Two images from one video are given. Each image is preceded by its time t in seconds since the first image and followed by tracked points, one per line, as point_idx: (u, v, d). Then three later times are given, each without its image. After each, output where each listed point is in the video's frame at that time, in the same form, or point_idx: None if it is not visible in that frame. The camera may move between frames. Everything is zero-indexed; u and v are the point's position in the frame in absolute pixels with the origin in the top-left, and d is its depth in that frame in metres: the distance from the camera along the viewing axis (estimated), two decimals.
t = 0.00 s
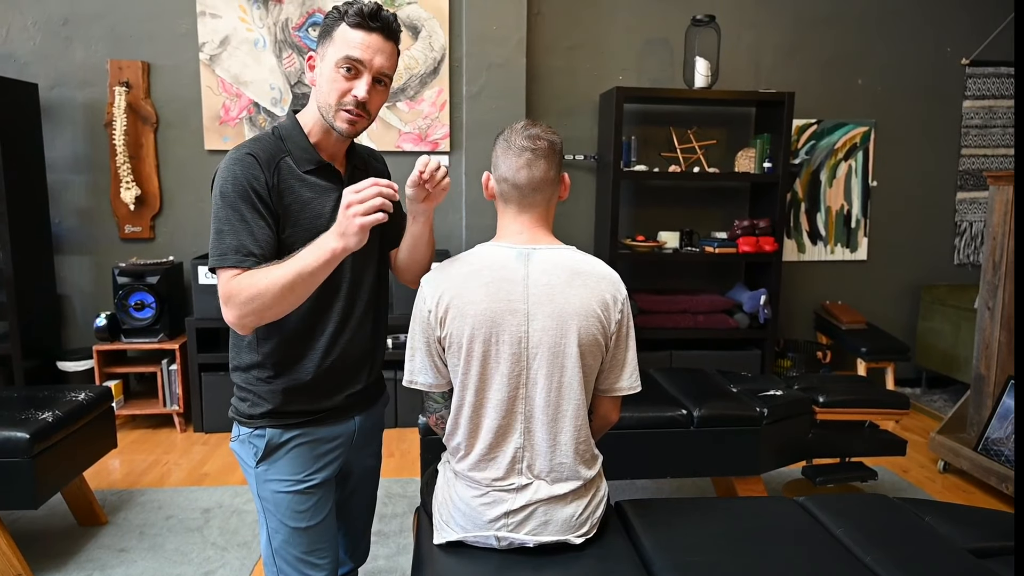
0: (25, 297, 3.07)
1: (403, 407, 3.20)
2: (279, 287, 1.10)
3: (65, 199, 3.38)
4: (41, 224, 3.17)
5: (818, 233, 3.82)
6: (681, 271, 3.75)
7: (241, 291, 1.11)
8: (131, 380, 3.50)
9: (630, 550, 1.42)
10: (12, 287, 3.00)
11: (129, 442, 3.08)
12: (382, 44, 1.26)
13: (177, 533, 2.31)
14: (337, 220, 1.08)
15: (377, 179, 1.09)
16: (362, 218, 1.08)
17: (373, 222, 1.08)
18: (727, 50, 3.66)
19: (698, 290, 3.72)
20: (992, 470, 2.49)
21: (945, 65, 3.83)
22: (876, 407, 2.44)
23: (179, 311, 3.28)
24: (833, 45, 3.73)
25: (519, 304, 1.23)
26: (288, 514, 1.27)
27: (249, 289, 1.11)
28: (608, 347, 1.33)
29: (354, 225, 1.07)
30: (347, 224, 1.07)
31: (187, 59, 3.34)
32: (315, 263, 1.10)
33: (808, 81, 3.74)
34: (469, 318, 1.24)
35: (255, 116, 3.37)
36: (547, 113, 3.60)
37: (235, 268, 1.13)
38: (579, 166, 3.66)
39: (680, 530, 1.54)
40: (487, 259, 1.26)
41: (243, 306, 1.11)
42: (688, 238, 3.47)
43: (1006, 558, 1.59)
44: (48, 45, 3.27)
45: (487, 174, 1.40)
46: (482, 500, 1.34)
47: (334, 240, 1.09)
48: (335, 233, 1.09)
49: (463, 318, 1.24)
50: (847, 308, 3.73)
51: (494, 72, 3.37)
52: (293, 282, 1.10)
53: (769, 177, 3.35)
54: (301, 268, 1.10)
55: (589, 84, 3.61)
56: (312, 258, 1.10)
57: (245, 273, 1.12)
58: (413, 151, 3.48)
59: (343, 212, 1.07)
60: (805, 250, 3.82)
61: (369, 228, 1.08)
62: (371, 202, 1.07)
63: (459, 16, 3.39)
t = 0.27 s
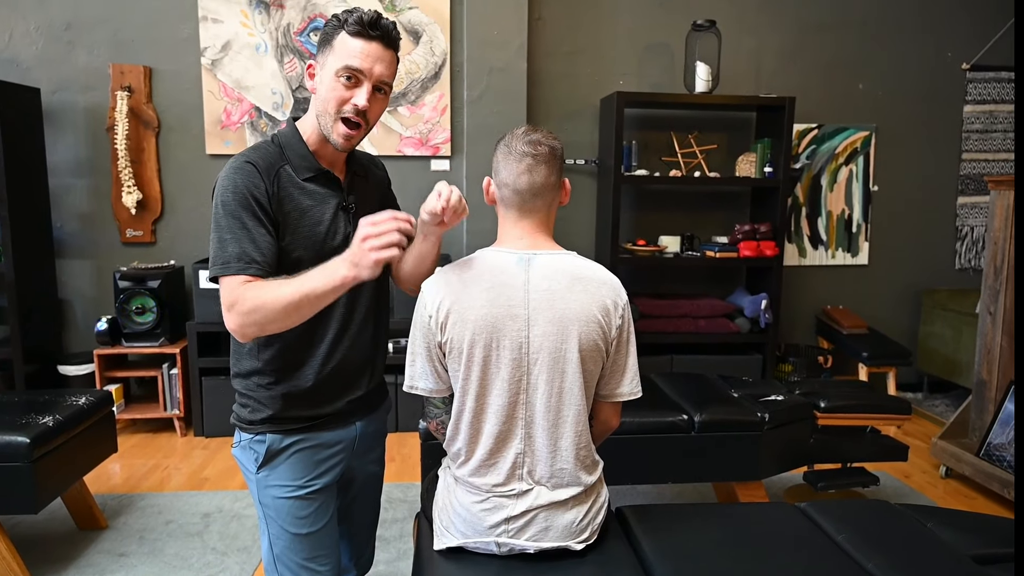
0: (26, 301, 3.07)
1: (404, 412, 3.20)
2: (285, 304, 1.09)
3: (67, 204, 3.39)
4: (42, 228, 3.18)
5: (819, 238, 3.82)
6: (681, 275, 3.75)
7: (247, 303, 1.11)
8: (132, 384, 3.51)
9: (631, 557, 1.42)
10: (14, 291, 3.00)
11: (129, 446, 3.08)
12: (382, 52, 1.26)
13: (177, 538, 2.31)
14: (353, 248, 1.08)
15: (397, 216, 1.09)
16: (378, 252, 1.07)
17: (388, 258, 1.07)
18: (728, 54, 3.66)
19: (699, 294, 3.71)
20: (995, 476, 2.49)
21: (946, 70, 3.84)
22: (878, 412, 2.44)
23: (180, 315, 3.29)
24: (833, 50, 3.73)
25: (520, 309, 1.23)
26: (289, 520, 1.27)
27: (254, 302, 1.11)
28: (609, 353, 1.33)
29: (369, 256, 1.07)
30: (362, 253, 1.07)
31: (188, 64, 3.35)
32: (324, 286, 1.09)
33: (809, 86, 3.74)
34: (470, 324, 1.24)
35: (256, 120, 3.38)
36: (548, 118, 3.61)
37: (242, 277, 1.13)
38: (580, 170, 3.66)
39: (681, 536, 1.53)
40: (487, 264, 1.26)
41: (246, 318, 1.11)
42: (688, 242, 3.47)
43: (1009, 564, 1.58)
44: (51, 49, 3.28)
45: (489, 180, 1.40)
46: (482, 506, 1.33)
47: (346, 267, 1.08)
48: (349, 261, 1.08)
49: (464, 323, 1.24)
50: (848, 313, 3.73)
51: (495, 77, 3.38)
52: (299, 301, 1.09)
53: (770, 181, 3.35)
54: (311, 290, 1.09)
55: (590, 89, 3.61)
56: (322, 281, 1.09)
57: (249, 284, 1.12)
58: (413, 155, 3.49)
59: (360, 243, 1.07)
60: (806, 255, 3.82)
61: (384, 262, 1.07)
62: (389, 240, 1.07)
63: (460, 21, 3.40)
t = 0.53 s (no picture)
0: (29, 304, 3.08)
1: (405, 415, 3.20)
2: (280, 289, 1.09)
3: (70, 207, 3.40)
4: (46, 231, 3.19)
5: (821, 241, 3.81)
6: (684, 278, 3.75)
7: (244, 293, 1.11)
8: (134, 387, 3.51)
9: (633, 560, 1.41)
10: (17, 294, 3.01)
11: (132, 449, 3.08)
12: (377, 44, 1.26)
13: (179, 541, 2.31)
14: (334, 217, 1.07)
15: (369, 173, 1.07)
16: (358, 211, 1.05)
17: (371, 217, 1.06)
18: (730, 57, 3.66)
19: (701, 297, 3.71)
20: (998, 480, 2.48)
21: (950, 73, 3.83)
22: (880, 417, 2.44)
23: (183, 318, 3.29)
24: (836, 52, 3.73)
25: (521, 312, 1.23)
26: (291, 523, 1.27)
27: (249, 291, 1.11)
28: (611, 356, 1.33)
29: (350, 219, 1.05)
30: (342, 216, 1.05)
31: (191, 67, 3.36)
32: (314, 264, 1.08)
33: (811, 89, 3.74)
34: (471, 327, 1.24)
35: (259, 124, 3.39)
36: (550, 122, 3.61)
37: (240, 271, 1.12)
38: (582, 173, 3.66)
39: (682, 540, 1.53)
40: (488, 267, 1.26)
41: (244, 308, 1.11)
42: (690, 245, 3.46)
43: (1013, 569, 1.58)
44: (54, 53, 3.29)
45: (490, 183, 1.40)
46: (483, 509, 1.33)
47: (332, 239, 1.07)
48: (334, 232, 1.07)
49: (465, 326, 1.24)
50: (851, 316, 3.72)
51: (497, 81, 3.39)
52: (293, 284, 1.09)
53: (772, 184, 3.35)
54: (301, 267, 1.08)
55: (592, 92, 3.61)
56: (311, 259, 1.08)
57: (244, 278, 1.12)
58: (415, 158, 3.49)
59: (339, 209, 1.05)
60: (808, 258, 3.81)
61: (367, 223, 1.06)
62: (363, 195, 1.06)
63: (462, 24, 3.40)
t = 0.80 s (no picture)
0: (28, 305, 3.08)
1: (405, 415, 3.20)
2: (280, 303, 1.09)
3: (70, 207, 3.40)
4: (46, 232, 3.19)
5: (822, 242, 3.81)
6: (684, 279, 3.75)
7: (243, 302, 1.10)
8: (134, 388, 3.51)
9: (633, 561, 1.41)
10: (17, 294, 3.01)
11: (131, 449, 3.08)
12: (379, 48, 1.27)
13: (178, 541, 2.31)
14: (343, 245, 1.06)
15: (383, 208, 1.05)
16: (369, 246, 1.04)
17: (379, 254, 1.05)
18: (730, 58, 3.66)
19: (701, 298, 3.71)
20: (998, 480, 2.48)
21: (950, 73, 3.83)
22: (881, 417, 2.44)
23: (183, 319, 3.29)
24: (836, 53, 3.73)
25: (520, 313, 1.23)
26: (291, 524, 1.27)
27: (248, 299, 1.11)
28: (610, 356, 1.33)
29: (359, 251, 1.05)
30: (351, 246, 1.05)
31: (192, 68, 3.36)
32: (316, 284, 1.08)
33: (811, 90, 3.74)
34: (470, 328, 1.24)
35: (259, 124, 3.39)
36: (550, 122, 3.61)
37: (237, 278, 1.13)
38: (582, 174, 3.66)
39: (682, 541, 1.53)
40: (487, 267, 1.26)
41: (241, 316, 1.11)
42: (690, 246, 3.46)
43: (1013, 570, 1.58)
44: (55, 54, 3.29)
45: (490, 184, 1.40)
46: (483, 510, 1.33)
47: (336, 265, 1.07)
48: (340, 258, 1.06)
49: (465, 327, 1.24)
50: (851, 317, 3.72)
51: (498, 81, 3.39)
52: (293, 299, 1.08)
53: (772, 185, 3.35)
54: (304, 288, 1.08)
55: (593, 93, 3.61)
56: (314, 279, 1.08)
57: (242, 286, 1.12)
58: (416, 159, 3.49)
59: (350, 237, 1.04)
60: (808, 259, 3.81)
61: (376, 259, 1.05)
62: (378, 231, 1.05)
63: (463, 24, 3.40)
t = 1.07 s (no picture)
0: (29, 306, 3.08)
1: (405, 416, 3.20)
2: (287, 316, 1.09)
3: (70, 208, 3.40)
4: (46, 232, 3.19)
5: (822, 243, 3.81)
6: (684, 280, 3.75)
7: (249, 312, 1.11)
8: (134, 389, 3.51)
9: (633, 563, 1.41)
10: (17, 295, 3.01)
11: (132, 450, 3.08)
12: (380, 49, 1.26)
13: (178, 543, 2.31)
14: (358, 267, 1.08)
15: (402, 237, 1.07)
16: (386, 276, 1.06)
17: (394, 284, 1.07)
18: (730, 60, 3.66)
19: (702, 299, 3.71)
20: (997, 482, 2.48)
21: (950, 74, 3.83)
22: (882, 418, 2.44)
23: (183, 320, 3.29)
24: (836, 54, 3.73)
25: (521, 314, 1.23)
26: (290, 525, 1.27)
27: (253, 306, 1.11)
28: (610, 358, 1.33)
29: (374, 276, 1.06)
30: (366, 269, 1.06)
31: (192, 69, 3.36)
32: (325, 303, 1.08)
33: (812, 91, 3.74)
34: (470, 329, 1.24)
35: (259, 125, 3.39)
36: (550, 123, 3.61)
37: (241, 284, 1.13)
38: (582, 175, 3.66)
39: (682, 543, 1.53)
40: (487, 268, 1.26)
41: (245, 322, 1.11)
42: (690, 247, 3.46)
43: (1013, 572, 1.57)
44: (55, 55, 3.30)
45: (491, 184, 1.40)
46: (483, 512, 1.33)
47: (348, 287, 1.08)
48: (355, 281, 1.07)
49: (465, 328, 1.24)
50: (851, 318, 3.72)
51: (498, 82, 3.39)
52: (302, 315, 1.09)
53: (772, 187, 3.35)
54: (312, 304, 1.09)
55: (593, 94, 3.61)
56: (325, 298, 1.08)
57: (250, 293, 1.12)
58: (416, 160, 3.49)
59: (368, 264, 1.06)
60: (809, 260, 3.81)
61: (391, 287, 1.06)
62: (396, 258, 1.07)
63: (462, 25, 3.41)
